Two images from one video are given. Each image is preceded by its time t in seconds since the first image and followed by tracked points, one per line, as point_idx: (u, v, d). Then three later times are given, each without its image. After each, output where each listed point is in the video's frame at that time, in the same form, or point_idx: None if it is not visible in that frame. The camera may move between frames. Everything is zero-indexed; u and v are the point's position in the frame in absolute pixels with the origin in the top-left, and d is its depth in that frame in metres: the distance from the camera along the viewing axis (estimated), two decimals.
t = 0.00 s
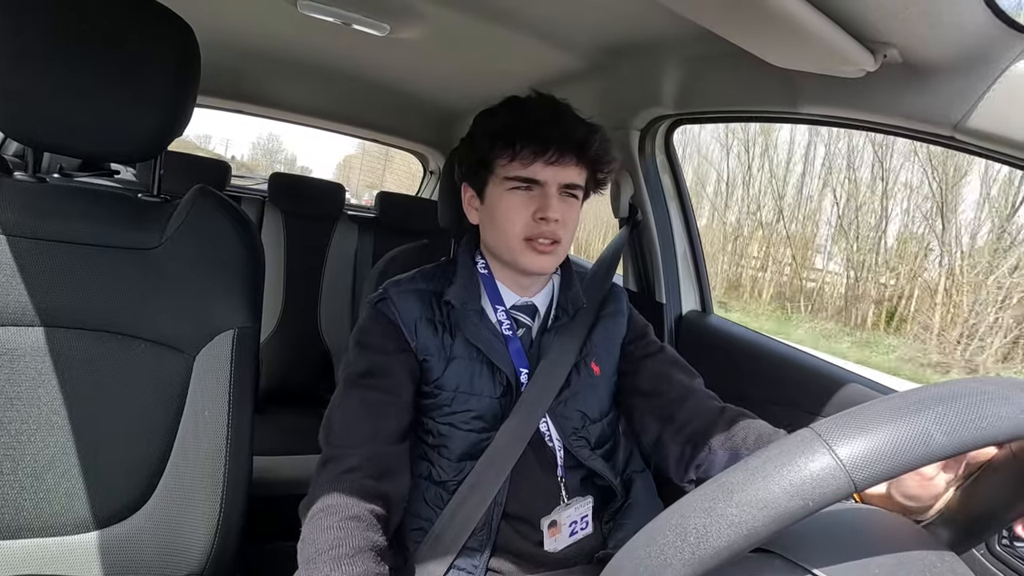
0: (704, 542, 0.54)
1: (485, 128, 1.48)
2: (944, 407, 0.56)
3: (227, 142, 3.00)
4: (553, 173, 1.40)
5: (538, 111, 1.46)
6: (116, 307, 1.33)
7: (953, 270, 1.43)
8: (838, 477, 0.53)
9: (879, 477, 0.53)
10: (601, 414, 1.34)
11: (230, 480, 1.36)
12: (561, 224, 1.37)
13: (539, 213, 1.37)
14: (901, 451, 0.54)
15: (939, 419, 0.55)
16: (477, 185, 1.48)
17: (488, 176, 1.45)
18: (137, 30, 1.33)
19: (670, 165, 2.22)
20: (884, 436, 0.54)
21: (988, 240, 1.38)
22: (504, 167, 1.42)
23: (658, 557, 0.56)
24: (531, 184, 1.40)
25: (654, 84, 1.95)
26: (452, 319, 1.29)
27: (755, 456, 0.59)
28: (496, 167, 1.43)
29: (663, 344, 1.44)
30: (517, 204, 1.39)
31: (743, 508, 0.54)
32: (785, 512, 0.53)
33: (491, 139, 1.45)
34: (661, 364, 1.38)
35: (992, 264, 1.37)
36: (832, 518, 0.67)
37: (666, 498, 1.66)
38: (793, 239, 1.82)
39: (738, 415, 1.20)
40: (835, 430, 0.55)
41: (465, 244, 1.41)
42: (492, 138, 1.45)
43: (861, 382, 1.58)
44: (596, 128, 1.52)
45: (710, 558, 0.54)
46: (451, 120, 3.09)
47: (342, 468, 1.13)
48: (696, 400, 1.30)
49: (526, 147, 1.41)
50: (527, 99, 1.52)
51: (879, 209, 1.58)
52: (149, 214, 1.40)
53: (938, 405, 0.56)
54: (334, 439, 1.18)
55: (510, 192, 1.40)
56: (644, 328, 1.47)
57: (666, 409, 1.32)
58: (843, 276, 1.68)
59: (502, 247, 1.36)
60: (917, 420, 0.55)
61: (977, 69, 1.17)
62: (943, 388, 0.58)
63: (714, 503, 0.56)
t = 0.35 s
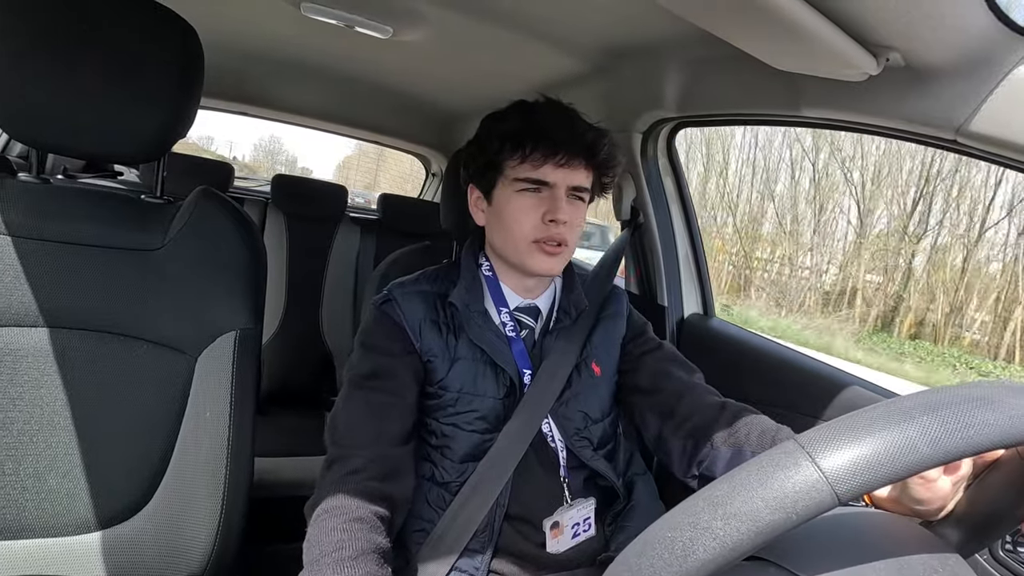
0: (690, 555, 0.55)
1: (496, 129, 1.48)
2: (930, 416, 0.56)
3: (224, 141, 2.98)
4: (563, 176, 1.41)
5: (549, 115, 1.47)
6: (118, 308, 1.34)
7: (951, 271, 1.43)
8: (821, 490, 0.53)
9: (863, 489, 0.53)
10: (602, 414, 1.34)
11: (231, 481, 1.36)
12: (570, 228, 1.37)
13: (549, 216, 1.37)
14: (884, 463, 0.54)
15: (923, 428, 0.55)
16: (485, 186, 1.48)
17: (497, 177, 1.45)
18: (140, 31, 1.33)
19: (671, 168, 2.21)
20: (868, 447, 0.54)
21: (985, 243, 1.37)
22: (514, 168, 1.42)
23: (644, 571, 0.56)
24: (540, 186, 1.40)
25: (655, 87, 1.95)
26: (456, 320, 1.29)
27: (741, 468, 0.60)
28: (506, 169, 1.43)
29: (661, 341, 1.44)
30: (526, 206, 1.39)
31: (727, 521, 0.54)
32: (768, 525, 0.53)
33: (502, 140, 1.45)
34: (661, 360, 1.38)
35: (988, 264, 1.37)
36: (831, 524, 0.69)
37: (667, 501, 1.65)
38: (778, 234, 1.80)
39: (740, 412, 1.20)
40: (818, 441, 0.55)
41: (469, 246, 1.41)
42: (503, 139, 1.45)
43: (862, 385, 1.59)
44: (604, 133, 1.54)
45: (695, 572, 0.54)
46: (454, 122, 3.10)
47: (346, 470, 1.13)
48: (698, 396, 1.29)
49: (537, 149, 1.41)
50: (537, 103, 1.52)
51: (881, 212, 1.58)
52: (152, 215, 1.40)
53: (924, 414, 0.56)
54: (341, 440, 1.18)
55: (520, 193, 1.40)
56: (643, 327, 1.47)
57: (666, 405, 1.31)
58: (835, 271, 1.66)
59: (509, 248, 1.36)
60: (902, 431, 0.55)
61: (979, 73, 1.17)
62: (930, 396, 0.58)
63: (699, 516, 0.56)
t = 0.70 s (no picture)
0: (695, 554, 0.54)
1: (508, 130, 1.47)
2: (935, 417, 0.55)
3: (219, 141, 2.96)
4: (573, 177, 1.41)
5: (561, 116, 1.47)
6: (123, 307, 1.34)
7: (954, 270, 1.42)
8: (827, 490, 0.53)
9: (869, 490, 0.53)
10: (606, 414, 1.34)
11: (236, 479, 1.37)
12: (578, 229, 1.37)
13: (558, 217, 1.37)
14: (890, 463, 0.53)
15: (929, 429, 0.55)
16: (494, 185, 1.48)
17: (507, 176, 1.45)
18: (144, 31, 1.34)
19: (675, 167, 2.20)
20: (874, 447, 0.54)
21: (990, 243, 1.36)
22: (525, 168, 1.42)
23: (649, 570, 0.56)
24: (549, 186, 1.40)
25: (659, 86, 1.95)
26: (460, 319, 1.30)
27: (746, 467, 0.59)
28: (517, 169, 1.43)
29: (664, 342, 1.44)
30: (534, 206, 1.39)
31: (733, 520, 0.54)
32: (774, 525, 0.53)
33: (514, 140, 1.45)
34: (664, 362, 1.38)
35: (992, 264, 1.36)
36: (837, 526, 0.69)
37: (670, 501, 1.65)
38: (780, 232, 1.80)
39: (742, 414, 1.20)
40: (824, 441, 0.55)
41: (473, 246, 1.42)
42: (513, 139, 1.45)
43: (865, 385, 1.58)
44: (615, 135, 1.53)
45: (700, 571, 0.54)
46: (458, 122, 3.10)
47: (349, 468, 1.14)
48: (700, 398, 1.29)
49: (548, 150, 1.41)
50: (548, 105, 1.51)
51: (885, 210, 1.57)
52: (157, 214, 1.40)
53: (930, 414, 0.56)
54: (344, 439, 1.19)
55: (529, 193, 1.40)
56: (646, 328, 1.47)
57: (669, 407, 1.31)
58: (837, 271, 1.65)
59: (517, 248, 1.36)
60: (908, 431, 0.55)
61: (985, 72, 1.16)
62: (936, 396, 0.57)
63: (704, 515, 0.55)
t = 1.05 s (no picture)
0: (694, 558, 0.54)
1: (509, 131, 1.47)
2: (936, 420, 0.55)
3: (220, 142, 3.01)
4: (574, 175, 1.41)
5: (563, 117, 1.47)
6: (127, 307, 1.35)
7: (954, 272, 1.41)
8: (826, 494, 0.53)
9: (869, 494, 0.53)
10: (609, 416, 1.34)
11: (238, 480, 1.37)
12: (580, 228, 1.37)
13: (560, 216, 1.37)
14: (890, 467, 0.53)
15: (930, 433, 0.54)
16: (494, 186, 1.49)
17: (508, 177, 1.45)
18: (147, 31, 1.34)
19: (677, 168, 2.20)
20: (874, 451, 0.53)
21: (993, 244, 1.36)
22: (525, 169, 1.42)
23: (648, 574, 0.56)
24: (551, 186, 1.40)
25: (662, 87, 1.95)
26: (462, 319, 1.30)
27: (746, 471, 0.59)
28: (518, 168, 1.43)
29: (667, 342, 1.43)
30: (535, 207, 1.39)
31: (732, 524, 0.54)
32: (772, 529, 0.53)
33: (514, 141, 1.45)
34: (666, 361, 1.38)
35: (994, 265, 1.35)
36: (840, 528, 0.68)
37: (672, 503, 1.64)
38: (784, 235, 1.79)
39: (746, 413, 1.19)
40: (823, 446, 0.55)
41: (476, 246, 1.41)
42: (513, 140, 1.45)
43: (868, 388, 1.58)
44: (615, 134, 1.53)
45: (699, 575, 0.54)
46: (461, 123, 3.10)
47: (350, 468, 1.14)
48: (704, 398, 1.29)
49: (548, 150, 1.41)
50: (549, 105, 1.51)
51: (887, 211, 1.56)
52: (161, 215, 1.41)
53: (931, 418, 0.55)
54: (346, 440, 1.19)
55: (530, 193, 1.40)
56: (648, 328, 1.46)
57: (672, 407, 1.31)
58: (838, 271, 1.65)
59: (518, 248, 1.36)
60: (908, 435, 0.54)
61: (986, 76, 1.17)
62: (937, 400, 0.57)
63: (703, 519, 0.55)
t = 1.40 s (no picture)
0: (697, 558, 0.54)
1: (508, 131, 1.48)
2: (941, 421, 0.55)
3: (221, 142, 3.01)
4: (574, 175, 1.41)
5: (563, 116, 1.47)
6: (130, 306, 1.35)
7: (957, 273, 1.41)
8: (830, 494, 0.52)
9: (874, 494, 0.53)
10: (613, 416, 1.33)
11: (241, 479, 1.37)
12: (581, 227, 1.37)
13: (560, 215, 1.37)
14: (894, 468, 0.53)
15: (935, 433, 0.54)
16: (495, 186, 1.49)
17: (508, 177, 1.45)
18: (150, 31, 1.34)
19: (680, 168, 2.20)
20: (879, 451, 0.53)
21: (994, 245, 1.35)
22: (525, 168, 1.42)
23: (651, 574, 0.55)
24: (551, 185, 1.40)
25: (665, 87, 1.94)
26: (465, 319, 1.30)
27: (750, 470, 0.59)
28: (518, 168, 1.43)
29: (671, 343, 1.43)
30: (536, 206, 1.39)
31: (735, 524, 0.54)
32: (775, 529, 0.53)
33: (512, 141, 1.46)
34: (669, 363, 1.38)
35: (997, 266, 1.35)
36: (844, 529, 0.68)
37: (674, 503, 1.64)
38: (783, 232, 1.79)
39: (749, 416, 1.19)
40: (828, 446, 0.55)
41: (479, 246, 1.41)
42: (514, 140, 1.45)
43: (871, 389, 1.57)
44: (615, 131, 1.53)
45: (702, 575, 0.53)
46: (464, 123, 3.10)
47: (353, 468, 1.14)
48: (705, 401, 1.29)
49: (548, 149, 1.42)
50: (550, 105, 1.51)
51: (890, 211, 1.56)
52: (165, 214, 1.41)
53: (936, 419, 0.55)
54: (349, 439, 1.19)
55: (531, 193, 1.40)
56: (652, 329, 1.46)
57: (675, 408, 1.31)
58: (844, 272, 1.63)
59: (520, 247, 1.36)
60: (913, 435, 0.54)
61: (991, 76, 1.16)
62: (942, 400, 0.57)
63: (706, 519, 0.55)
